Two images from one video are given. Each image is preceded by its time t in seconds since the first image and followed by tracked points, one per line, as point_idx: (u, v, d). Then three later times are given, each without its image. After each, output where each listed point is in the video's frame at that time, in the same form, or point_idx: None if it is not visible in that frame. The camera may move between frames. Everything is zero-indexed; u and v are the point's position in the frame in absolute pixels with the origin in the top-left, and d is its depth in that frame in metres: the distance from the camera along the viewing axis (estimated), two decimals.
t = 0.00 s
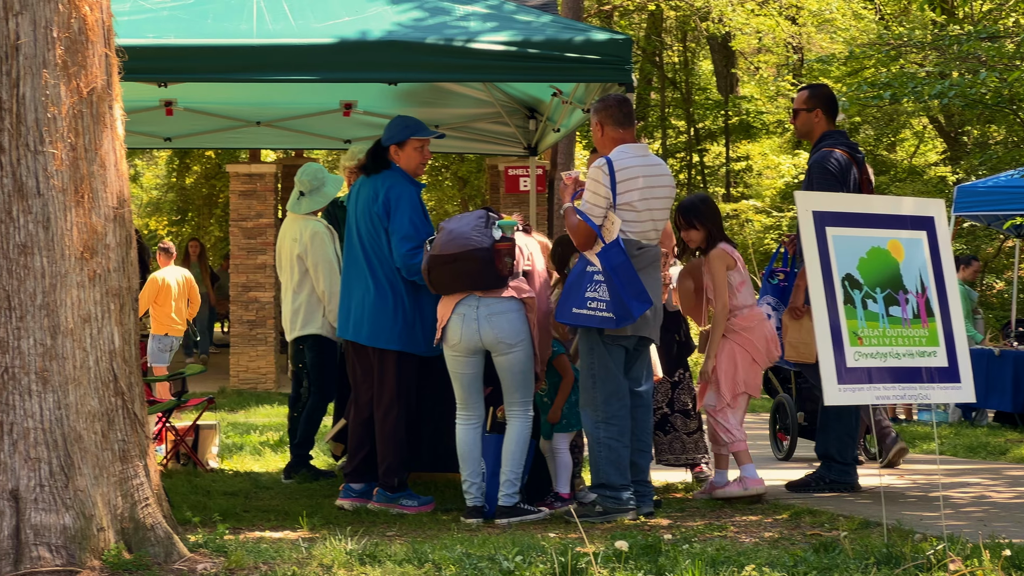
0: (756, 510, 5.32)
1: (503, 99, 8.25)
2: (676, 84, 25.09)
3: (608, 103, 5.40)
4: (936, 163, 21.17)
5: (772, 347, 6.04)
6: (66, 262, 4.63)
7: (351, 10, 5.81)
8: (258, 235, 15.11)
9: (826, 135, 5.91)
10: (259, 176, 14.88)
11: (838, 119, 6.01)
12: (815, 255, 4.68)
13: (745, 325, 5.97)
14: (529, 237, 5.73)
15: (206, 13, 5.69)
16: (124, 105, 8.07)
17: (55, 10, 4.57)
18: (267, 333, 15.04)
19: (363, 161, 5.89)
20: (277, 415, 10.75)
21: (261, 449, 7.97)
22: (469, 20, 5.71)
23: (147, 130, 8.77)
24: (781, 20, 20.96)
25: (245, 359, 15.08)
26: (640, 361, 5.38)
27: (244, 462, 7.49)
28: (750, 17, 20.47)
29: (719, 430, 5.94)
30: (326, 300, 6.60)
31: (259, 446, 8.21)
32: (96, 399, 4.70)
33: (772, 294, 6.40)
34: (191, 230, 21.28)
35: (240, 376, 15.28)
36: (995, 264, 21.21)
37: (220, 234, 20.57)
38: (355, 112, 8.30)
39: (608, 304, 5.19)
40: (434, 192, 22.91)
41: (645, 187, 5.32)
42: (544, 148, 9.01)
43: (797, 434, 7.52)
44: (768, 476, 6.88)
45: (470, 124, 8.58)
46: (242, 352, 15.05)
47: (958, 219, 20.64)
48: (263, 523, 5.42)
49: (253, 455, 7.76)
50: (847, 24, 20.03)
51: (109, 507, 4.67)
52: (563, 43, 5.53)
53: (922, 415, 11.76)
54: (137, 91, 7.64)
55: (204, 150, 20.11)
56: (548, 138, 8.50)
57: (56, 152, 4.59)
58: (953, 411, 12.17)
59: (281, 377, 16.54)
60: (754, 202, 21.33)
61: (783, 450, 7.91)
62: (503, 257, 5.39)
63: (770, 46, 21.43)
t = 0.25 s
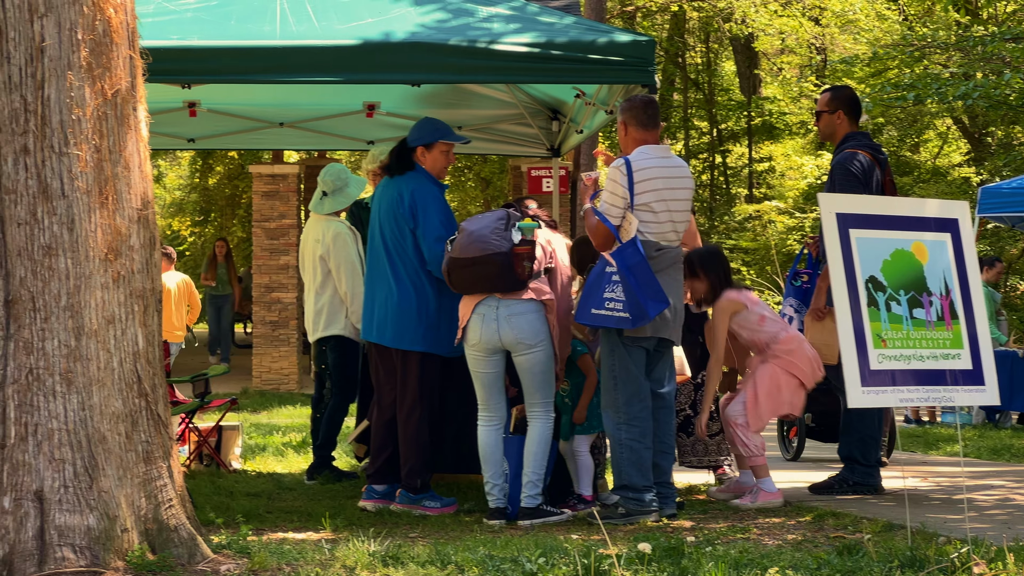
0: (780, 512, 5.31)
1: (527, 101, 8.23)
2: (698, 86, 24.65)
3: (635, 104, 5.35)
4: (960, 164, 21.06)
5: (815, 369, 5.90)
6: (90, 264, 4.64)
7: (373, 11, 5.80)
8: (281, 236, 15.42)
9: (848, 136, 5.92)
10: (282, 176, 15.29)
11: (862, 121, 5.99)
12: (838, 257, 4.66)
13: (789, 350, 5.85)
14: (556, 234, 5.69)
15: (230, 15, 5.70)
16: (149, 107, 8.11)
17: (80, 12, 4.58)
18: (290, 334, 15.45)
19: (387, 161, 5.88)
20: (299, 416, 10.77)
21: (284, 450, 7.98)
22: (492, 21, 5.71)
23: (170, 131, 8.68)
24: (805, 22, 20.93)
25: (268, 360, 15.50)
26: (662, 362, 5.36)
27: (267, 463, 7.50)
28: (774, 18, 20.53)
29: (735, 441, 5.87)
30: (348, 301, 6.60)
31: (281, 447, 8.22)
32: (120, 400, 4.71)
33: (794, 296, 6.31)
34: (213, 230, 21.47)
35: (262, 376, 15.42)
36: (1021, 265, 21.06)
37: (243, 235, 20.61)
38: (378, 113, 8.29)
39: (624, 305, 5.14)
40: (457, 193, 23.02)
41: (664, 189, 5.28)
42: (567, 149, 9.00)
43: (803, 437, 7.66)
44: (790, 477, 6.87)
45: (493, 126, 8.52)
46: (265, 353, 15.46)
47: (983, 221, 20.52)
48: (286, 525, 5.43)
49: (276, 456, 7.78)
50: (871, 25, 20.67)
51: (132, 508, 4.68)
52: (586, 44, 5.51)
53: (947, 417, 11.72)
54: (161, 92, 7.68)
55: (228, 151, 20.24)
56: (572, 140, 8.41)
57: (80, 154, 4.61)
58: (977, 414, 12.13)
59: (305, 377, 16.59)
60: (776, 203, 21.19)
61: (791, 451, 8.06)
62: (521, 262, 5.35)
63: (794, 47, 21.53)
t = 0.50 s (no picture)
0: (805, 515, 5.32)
1: (550, 101, 8.29)
2: (722, 86, 25.00)
3: (657, 105, 5.39)
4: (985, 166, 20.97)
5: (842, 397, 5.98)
6: (117, 265, 4.66)
7: (398, 12, 5.82)
8: (305, 237, 15.62)
9: (873, 137, 5.94)
10: (306, 177, 15.39)
11: (890, 123, 6.03)
12: (864, 259, 4.65)
13: (817, 381, 5.95)
14: (585, 229, 5.66)
15: (255, 16, 5.72)
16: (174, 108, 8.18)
17: (107, 14, 4.61)
18: (313, 334, 15.59)
19: (413, 161, 5.88)
20: (323, 417, 10.79)
21: (309, 451, 8.01)
22: (517, 23, 5.72)
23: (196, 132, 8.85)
24: (828, 22, 21.17)
25: (291, 361, 15.60)
26: (686, 364, 5.35)
27: (292, 464, 7.53)
28: (797, 19, 20.65)
29: (754, 449, 5.89)
30: (373, 301, 6.60)
31: (306, 448, 8.23)
32: (146, 402, 4.73)
33: (819, 297, 6.27)
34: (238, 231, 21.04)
35: (286, 376, 15.50)
36: None
37: (267, 236, 20.64)
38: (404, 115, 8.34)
39: (652, 306, 5.16)
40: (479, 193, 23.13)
41: (690, 191, 5.28)
42: (592, 151, 9.02)
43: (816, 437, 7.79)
44: (815, 480, 6.85)
45: (517, 126, 8.62)
46: (289, 353, 15.57)
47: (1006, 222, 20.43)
48: (310, 526, 5.44)
49: (300, 457, 7.80)
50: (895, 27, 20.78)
51: (159, 509, 4.70)
52: (612, 46, 5.50)
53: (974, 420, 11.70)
54: (186, 94, 7.75)
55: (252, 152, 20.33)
56: (596, 142, 8.44)
57: (107, 155, 4.63)
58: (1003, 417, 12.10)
59: (329, 378, 16.64)
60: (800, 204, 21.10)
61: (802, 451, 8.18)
62: (542, 264, 5.32)
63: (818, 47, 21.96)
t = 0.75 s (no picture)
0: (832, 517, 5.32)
1: (575, 104, 8.35)
2: (746, 87, 24.39)
3: (680, 107, 5.40)
4: (1011, 167, 20.77)
5: (858, 409, 5.99)
6: (144, 266, 4.67)
7: (424, 13, 5.83)
8: (330, 238, 15.59)
9: (900, 139, 5.98)
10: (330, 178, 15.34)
11: (916, 123, 6.07)
12: (891, 261, 4.64)
13: (835, 392, 5.96)
14: (611, 230, 5.65)
15: (281, 18, 5.75)
16: (199, 109, 8.26)
17: (135, 16, 4.63)
18: (337, 334, 15.56)
19: (438, 166, 5.90)
20: (348, 418, 10.80)
21: (335, 451, 8.02)
22: (543, 24, 5.74)
23: (221, 134, 8.98)
24: (854, 22, 20.96)
25: (317, 361, 15.63)
26: (709, 365, 5.34)
27: (317, 465, 7.54)
28: (823, 20, 20.56)
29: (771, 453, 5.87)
30: (398, 302, 6.59)
31: (331, 448, 8.24)
32: (174, 403, 4.74)
33: (846, 299, 6.33)
34: (263, 231, 21.04)
35: (312, 377, 15.53)
36: None
37: (291, 236, 20.48)
38: (428, 116, 8.43)
39: (675, 307, 5.14)
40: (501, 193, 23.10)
41: (715, 192, 5.27)
42: (617, 152, 9.06)
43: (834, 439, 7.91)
44: (840, 482, 6.83)
45: (543, 128, 8.68)
46: (313, 353, 15.57)
47: None
48: (335, 527, 5.44)
49: (326, 457, 7.82)
50: (921, 26, 19.99)
51: (185, 510, 4.71)
52: (637, 47, 5.51)
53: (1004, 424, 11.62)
54: (213, 94, 7.84)
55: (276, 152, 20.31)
56: (621, 142, 8.53)
57: (134, 157, 4.65)
58: None
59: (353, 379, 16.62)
60: (824, 205, 20.91)
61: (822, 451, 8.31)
62: (565, 265, 5.31)
63: (843, 48, 21.52)
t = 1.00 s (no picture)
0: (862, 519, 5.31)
1: (604, 104, 8.31)
2: (775, 88, 25.64)
3: (705, 108, 5.38)
4: None
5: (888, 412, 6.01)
6: (174, 267, 4.68)
7: (453, 14, 5.89)
8: (359, 238, 15.23)
9: (932, 140, 6.01)
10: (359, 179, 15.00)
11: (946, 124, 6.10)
12: (921, 263, 4.63)
13: (863, 395, 5.98)
14: (640, 231, 5.64)
15: (310, 19, 5.83)
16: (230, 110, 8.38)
17: (165, 18, 4.64)
18: (366, 335, 15.21)
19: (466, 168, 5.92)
20: (377, 419, 10.85)
21: (363, 452, 8.06)
22: (572, 25, 5.82)
23: (254, 135, 9.20)
24: (884, 24, 20.74)
25: (345, 362, 15.31)
26: (737, 366, 5.31)
27: (345, 466, 7.56)
28: (852, 20, 20.50)
29: (802, 456, 5.86)
30: (427, 303, 6.58)
31: (359, 449, 8.26)
32: (203, 404, 4.73)
33: (875, 301, 6.86)
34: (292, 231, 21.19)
35: (341, 378, 15.25)
36: None
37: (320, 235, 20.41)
38: (457, 117, 8.53)
39: (698, 309, 5.13)
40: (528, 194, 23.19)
41: (740, 194, 5.25)
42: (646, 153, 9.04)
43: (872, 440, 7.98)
44: (870, 484, 6.81)
45: (570, 129, 8.70)
46: (342, 355, 15.26)
47: None
48: (364, 528, 5.44)
49: (354, 458, 7.85)
50: (949, 27, 19.46)
51: (215, 511, 4.71)
52: (666, 48, 5.57)
53: None
54: (242, 96, 7.96)
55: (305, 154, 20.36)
56: (649, 143, 8.49)
57: (165, 158, 4.65)
58: None
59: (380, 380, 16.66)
60: (853, 206, 20.89)
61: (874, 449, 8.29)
62: (591, 266, 5.31)
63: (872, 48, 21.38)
